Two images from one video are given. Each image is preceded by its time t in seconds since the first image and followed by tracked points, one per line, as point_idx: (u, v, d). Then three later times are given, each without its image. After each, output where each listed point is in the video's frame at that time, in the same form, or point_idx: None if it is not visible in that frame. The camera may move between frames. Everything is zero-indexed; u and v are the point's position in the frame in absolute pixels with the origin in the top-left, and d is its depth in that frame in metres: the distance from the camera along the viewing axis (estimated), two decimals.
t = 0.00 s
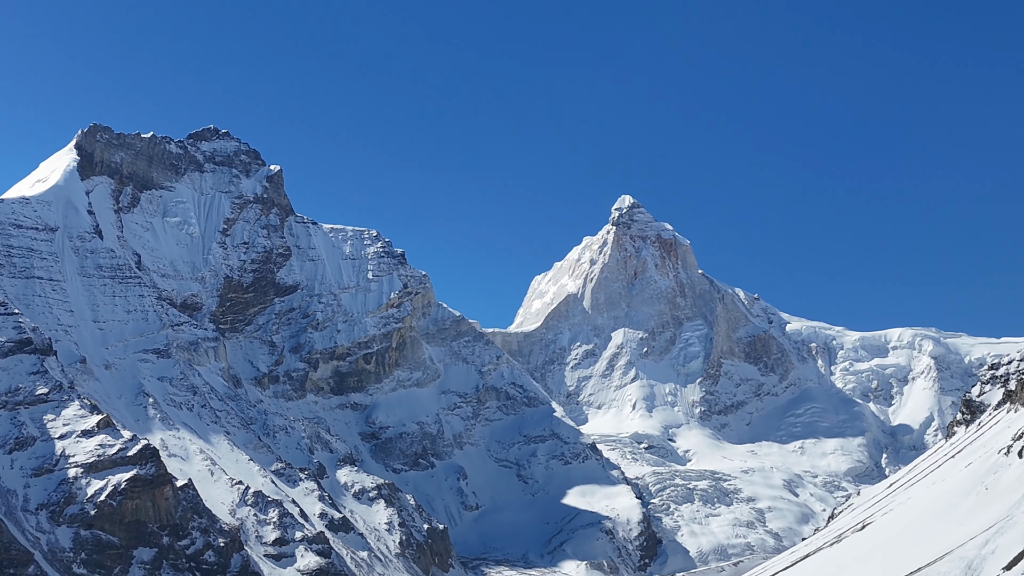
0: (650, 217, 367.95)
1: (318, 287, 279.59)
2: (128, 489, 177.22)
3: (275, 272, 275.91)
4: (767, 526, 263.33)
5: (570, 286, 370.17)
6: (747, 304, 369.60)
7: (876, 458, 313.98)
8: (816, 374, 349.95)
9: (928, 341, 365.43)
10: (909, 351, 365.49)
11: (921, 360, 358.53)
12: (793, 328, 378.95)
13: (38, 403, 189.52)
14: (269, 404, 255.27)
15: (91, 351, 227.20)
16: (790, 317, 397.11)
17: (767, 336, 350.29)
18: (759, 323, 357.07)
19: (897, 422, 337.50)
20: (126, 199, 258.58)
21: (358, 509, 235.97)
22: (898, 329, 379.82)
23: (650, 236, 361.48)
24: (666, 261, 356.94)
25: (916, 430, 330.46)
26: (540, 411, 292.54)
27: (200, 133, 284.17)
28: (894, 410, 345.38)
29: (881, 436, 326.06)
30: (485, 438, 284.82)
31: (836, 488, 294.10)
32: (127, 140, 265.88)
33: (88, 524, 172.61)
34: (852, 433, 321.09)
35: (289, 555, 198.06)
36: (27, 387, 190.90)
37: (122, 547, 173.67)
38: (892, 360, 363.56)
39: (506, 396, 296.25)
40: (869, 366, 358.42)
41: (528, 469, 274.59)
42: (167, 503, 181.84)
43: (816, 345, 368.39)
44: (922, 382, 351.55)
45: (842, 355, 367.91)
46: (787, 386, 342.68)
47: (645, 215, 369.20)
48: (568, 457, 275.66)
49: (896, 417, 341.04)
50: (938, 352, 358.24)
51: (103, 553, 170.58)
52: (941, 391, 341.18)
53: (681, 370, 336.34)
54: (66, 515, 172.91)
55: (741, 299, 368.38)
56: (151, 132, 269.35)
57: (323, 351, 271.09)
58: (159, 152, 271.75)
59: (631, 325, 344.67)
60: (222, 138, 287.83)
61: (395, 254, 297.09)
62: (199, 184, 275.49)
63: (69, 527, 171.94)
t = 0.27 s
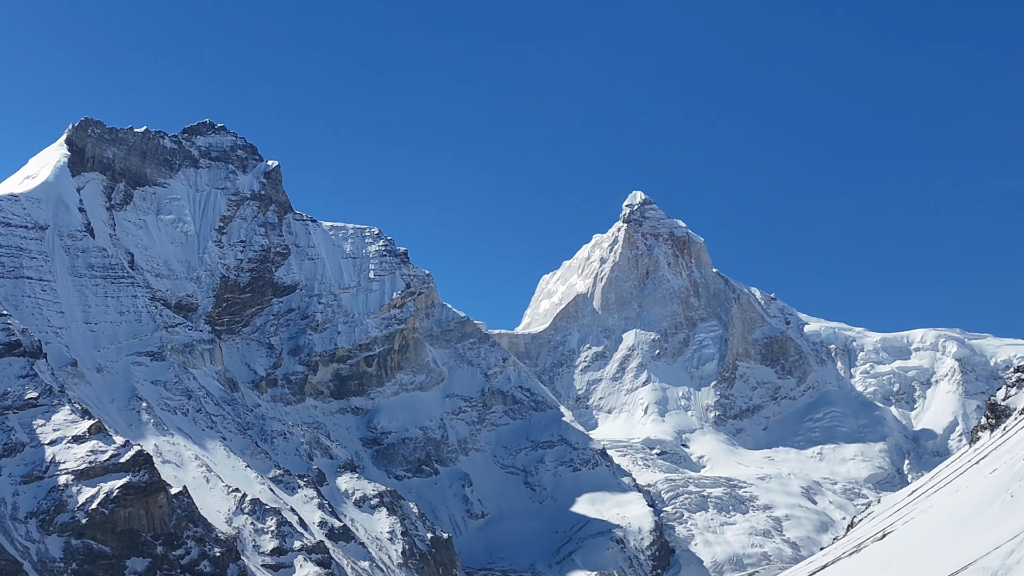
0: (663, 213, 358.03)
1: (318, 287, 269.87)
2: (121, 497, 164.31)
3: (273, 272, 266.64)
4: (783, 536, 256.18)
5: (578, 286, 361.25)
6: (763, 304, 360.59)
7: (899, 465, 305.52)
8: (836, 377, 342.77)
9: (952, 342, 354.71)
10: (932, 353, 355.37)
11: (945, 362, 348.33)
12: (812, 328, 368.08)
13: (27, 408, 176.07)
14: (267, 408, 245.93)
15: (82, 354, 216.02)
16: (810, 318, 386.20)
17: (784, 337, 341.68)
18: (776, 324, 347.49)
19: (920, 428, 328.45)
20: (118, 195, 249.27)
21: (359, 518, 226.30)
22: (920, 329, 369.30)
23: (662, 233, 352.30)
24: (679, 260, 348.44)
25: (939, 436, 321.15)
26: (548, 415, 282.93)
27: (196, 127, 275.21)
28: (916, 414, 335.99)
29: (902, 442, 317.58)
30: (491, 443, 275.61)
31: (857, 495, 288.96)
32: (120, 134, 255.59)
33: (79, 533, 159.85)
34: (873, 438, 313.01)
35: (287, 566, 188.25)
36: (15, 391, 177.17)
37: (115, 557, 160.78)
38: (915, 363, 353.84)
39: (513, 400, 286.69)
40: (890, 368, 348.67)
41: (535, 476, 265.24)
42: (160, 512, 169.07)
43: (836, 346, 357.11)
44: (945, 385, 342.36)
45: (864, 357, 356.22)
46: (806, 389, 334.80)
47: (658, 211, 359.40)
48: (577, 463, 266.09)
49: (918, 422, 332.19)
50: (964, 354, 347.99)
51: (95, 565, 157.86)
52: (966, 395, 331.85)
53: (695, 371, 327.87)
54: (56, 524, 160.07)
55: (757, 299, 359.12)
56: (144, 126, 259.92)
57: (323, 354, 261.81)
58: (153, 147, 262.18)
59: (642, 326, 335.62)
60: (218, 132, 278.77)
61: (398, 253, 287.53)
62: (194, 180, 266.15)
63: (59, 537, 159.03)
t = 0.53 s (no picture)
0: (674, 211, 351.78)
1: (321, 288, 264.32)
2: (120, 502, 158.28)
3: (275, 272, 261.17)
4: (798, 542, 250.93)
5: (586, 286, 355.98)
6: (777, 304, 355.12)
7: (915, 468, 302.10)
8: (852, 379, 336.03)
9: (971, 343, 349.40)
10: (950, 355, 350.13)
11: (963, 364, 343.15)
12: (827, 329, 362.72)
13: (24, 412, 169.01)
14: (268, 412, 240.43)
15: (79, 356, 209.71)
16: (824, 318, 380.53)
17: (798, 338, 335.44)
18: (790, 325, 341.05)
19: (937, 430, 323.33)
20: (117, 194, 243.87)
21: (363, 523, 220.47)
22: (937, 330, 364.02)
23: (673, 232, 346.21)
24: (690, 259, 342.24)
25: (958, 439, 315.78)
26: (556, 418, 276.95)
27: (196, 124, 269.71)
28: (935, 416, 330.55)
29: (919, 446, 312.35)
30: (498, 447, 270.01)
31: (874, 500, 283.78)
32: (118, 132, 250.19)
33: (76, 539, 154.24)
34: (889, 441, 308.80)
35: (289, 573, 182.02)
36: (11, 394, 169.98)
37: (113, 565, 155.02)
38: (932, 364, 348.58)
39: (521, 402, 280.98)
40: (907, 370, 343.63)
41: (543, 480, 259.43)
42: (160, 518, 163.00)
43: (850, 347, 352.44)
44: (964, 387, 337.11)
45: (880, 358, 351.20)
46: (821, 391, 328.43)
47: (669, 209, 353.00)
48: (586, 467, 260.41)
49: (937, 424, 326.83)
50: (982, 355, 342.88)
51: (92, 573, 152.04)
52: (985, 397, 326.63)
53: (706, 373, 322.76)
54: (53, 531, 154.25)
55: (771, 299, 353.64)
56: (143, 123, 254.38)
57: (326, 356, 256.32)
58: (152, 145, 256.74)
59: (653, 326, 331.15)
60: (218, 129, 273.42)
61: (402, 252, 282.14)
62: (194, 179, 260.76)
63: (56, 543, 153.46)
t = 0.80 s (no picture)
0: (681, 211, 351.60)
1: (328, 287, 264.52)
2: (127, 503, 158.07)
3: (282, 272, 261.45)
4: (806, 542, 250.64)
5: (594, 285, 355.89)
6: (785, 304, 354.72)
7: (923, 467, 301.76)
8: (860, 378, 335.60)
9: (979, 342, 348.66)
10: (959, 353, 349.45)
11: (972, 363, 342.37)
12: (835, 328, 362.17)
13: (32, 412, 168.82)
14: (276, 412, 240.31)
15: (87, 356, 209.68)
16: (832, 318, 379.91)
17: (806, 338, 334.94)
18: (798, 325, 340.97)
19: (946, 430, 322.70)
20: (125, 195, 244.29)
21: (370, 523, 220.12)
22: (946, 329, 363.36)
23: (681, 231, 346.27)
24: (698, 258, 342.19)
25: (966, 439, 315.29)
26: (563, 418, 276.65)
27: (203, 125, 270.24)
28: (943, 416, 330.12)
29: (928, 445, 311.88)
30: (506, 447, 270.01)
31: (882, 500, 283.23)
32: (126, 132, 250.58)
33: (84, 539, 153.88)
34: (897, 441, 308.25)
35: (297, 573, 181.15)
36: (19, 395, 169.79)
37: (121, 564, 154.84)
38: (941, 363, 347.90)
39: (528, 402, 280.89)
40: (916, 369, 343.16)
41: (551, 480, 259.07)
42: (168, 518, 162.57)
43: (859, 347, 352.13)
44: (973, 385, 336.45)
45: (888, 357, 350.87)
46: (829, 390, 328.10)
47: (676, 208, 352.74)
48: (593, 467, 260.26)
49: (945, 423, 326.45)
50: (991, 354, 342.23)
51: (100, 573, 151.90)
52: (993, 396, 326.01)
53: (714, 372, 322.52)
54: (61, 530, 154.23)
55: (779, 299, 353.20)
56: (151, 124, 254.97)
57: (334, 355, 256.54)
58: (160, 145, 257.23)
59: (660, 326, 331.25)
60: (226, 129, 274.06)
61: (410, 252, 282.22)
62: (201, 179, 261.23)
63: (64, 543, 153.19)
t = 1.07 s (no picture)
0: (689, 211, 351.46)
1: (336, 288, 264.76)
2: (135, 503, 157.96)
3: (290, 273, 261.72)
4: (814, 543, 250.46)
5: (602, 286, 355.78)
6: (793, 304, 354.47)
7: (932, 467, 301.65)
8: (868, 378, 335.34)
9: (988, 342, 348.14)
10: (967, 354, 348.97)
11: (980, 363, 342.12)
12: (843, 329, 361.81)
13: (40, 412, 168.44)
14: (284, 412, 240.91)
15: (95, 357, 209.40)
16: (840, 318, 379.55)
17: (814, 338, 334.89)
18: (806, 325, 340.83)
19: (954, 430, 322.37)
20: (133, 196, 244.60)
21: (378, 524, 219.52)
22: (954, 329, 362.79)
23: (688, 231, 346.00)
24: (705, 258, 342.04)
25: (975, 439, 314.94)
26: (571, 418, 276.47)
27: (211, 126, 270.78)
28: (951, 416, 329.81)
29: (936, 446, 311.50)
30: (513, 447, 269.96)
31: (890, 500, 283.28)
32: (134, 134, 251.29)
33: (93, 539, 153.87)
34: (906, 441, 308.06)
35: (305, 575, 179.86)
36: (28, 395, 169.40)
37: (129, 566, 154.55)
38: (949, 363, 347.44)
39: (535, 403, 280.81)
40: (924, 369, 342.77)
41: (558, 481, 259.08)
42: (176, 518, 162.23)
43: (867, 347, 351.94)
44: (981, 386, 335.84)
45: (896, 357, 350.48)
46: (837, 391, 327.78)
47: (684, 208, 352.57)
48: (601, 467, 260.09)
49: (953, 423, 326.14)
50: (1000, 354, 341.74)
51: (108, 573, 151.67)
52: (1002, 396, 325.55)
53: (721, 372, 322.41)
54: (70, 531, 154.17)
55: (787, 300, 352.99)
56: (158, 125, 255.38)
57: (341, 356, 256.72)
58: (168, 147, 257.65)
59: (668, 326, 331.23)
60: (234, 130, 274.50)
61: (417, 253, 282.37)
62: (209, 180, 261.67)
63: (72, 544, 153.26)
